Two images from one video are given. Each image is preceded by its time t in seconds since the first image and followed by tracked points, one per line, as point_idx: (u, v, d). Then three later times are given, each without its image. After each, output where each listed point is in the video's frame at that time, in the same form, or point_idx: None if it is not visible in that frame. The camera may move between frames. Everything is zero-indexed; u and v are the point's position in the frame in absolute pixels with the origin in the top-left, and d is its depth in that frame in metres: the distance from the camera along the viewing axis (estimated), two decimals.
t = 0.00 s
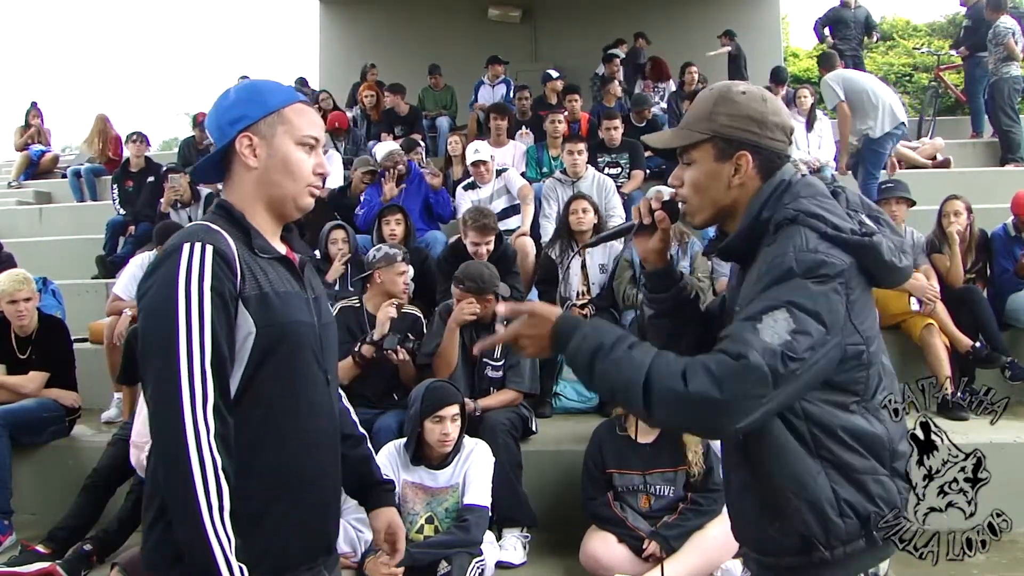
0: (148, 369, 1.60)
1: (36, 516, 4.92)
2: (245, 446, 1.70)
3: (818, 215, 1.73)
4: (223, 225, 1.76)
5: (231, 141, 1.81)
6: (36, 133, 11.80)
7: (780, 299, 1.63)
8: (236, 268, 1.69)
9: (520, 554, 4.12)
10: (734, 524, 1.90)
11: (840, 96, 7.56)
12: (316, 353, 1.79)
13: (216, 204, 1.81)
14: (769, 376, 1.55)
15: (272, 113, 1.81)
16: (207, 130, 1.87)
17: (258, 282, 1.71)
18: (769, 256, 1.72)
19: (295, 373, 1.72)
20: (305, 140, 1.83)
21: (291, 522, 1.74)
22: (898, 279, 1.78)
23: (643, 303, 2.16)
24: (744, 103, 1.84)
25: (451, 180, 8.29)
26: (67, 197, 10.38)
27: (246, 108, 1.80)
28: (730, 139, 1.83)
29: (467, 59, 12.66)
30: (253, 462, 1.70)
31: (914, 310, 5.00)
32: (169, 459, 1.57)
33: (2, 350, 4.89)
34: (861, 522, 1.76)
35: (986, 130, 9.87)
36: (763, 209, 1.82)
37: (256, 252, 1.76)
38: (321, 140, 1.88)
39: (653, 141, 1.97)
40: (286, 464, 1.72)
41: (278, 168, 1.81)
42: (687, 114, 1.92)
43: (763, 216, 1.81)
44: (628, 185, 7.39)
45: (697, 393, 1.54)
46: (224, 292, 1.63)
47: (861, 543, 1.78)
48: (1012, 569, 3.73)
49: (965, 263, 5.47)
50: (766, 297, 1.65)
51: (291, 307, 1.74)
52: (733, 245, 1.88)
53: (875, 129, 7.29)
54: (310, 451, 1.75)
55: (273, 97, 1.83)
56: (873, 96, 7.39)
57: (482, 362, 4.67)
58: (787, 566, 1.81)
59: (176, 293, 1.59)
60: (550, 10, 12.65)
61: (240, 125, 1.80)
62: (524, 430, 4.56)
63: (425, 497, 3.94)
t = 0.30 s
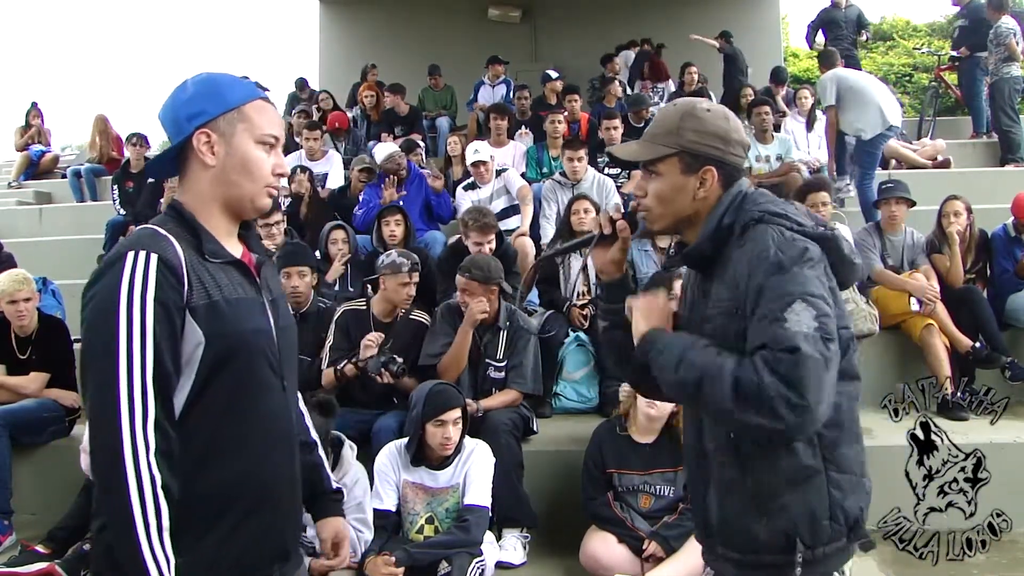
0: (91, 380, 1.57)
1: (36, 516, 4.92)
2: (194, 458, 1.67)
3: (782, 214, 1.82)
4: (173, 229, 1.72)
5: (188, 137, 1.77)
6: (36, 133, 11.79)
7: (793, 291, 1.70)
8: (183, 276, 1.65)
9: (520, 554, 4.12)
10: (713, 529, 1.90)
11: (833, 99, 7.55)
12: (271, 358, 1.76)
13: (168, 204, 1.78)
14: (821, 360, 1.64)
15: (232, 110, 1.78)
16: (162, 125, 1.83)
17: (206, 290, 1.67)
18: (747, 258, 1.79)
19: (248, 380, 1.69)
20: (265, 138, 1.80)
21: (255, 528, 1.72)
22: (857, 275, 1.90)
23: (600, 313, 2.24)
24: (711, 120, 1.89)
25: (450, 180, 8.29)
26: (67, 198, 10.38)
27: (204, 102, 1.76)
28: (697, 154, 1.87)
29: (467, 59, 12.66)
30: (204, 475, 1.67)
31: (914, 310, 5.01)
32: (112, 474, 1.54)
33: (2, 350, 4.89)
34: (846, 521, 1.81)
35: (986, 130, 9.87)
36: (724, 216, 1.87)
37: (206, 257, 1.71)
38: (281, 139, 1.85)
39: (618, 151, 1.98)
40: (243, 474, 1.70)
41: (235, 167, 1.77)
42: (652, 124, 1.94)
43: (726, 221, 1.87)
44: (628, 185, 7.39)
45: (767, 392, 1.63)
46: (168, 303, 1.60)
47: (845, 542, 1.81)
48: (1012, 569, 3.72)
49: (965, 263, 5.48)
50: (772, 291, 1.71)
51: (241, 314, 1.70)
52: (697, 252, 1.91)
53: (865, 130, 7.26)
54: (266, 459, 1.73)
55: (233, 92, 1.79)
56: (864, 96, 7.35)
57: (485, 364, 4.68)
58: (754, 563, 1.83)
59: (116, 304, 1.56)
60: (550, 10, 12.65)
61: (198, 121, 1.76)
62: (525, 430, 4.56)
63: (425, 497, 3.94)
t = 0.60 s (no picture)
0: (48, 386, 1.55)
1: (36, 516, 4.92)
2: (166, 465, 1.67)
3: (791, 206, 1.93)
4: (139, 229, 1.72)
5: (158, 136, 1.76)
6: (36, 133, 11.79)
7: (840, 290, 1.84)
8: (149, 283, 1.64)
9: (520, 554, 4.12)
10: (700, 510, 1.91)
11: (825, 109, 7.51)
12: (241, 362, 1.76)
13: (135, 204, 1.77)
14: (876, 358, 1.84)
15: (204, 110, 1.78)
16: (129, 122, 1.82)
17: (174, 295, 1.67)
18: (779, 247, 1.86)
19: (217, 384, 1.70)
20: (236, 140, 1.81)
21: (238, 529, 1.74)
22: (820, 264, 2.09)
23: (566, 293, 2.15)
24: (708, 107, 1.94)
25: (450, 181, 8.29)
26: (67, 198, 10.38)
27: (176, 102, 1.76)
28: (692, 138, 1.92)
29: (468, 59, 12.66)
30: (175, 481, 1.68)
31: (914, 310, 5.01)
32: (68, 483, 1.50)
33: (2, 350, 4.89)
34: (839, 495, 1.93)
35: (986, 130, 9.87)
36: (730, 202, 1.92)
37: (174, 260, 1.71)
38: (252, 141, 1.85)
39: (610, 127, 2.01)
40: (217, 479, 1.70)
41: (206, 168, 1.77)
42: (648, 106, 1.98)
43: (731, 208, 1.92)
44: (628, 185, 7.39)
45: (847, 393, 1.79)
46: (132, 310, 1.59)
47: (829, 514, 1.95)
48: (1012, 569, 3.73)
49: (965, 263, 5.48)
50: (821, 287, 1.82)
51: (209, 319, 1.70)
52: (706, 235, 1.92)
53: (861, 130, 7.21)
54: (240, 464, 1.74)
55: (204, 92, 1.79)
56: (856, 96, 7.29)
57: (484, 365, 4.66)
58: (755, 534, 1.87)
59: (79, 311, 1.55)
60: (550, 10, 12.65)
61: (168, 119, 1.76)
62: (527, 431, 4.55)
63: (426, 497, 3.94)
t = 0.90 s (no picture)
0: (71, 384, 1.60)
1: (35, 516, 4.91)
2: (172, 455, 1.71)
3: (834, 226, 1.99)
4: (127, 228, 1.74)
5: (146, 136, 1.76)
6: (36, 133, 11.79)
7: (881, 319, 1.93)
8: (147, 277, 1.68)
9: (520, 554, 4.11)
10: (726, 517, 1.90)
11: (822, 110, 7.48)
12: (236, 359, 1.79)
13: (122, 204, 1.77)
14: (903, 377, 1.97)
15: (191, 110, 1.78)
16: (115, 123, 1.81)
17: (171, 291, 1.71)
18: (834, 267, 1.90)
19: (213, 378, 1.74)
20: (224, 141, 1.81)
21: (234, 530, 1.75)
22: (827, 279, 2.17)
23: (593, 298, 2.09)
24: (742, 110, 1.92)
25: (450, 181, 8.30)
26: (67, 198, 10.37)
27: (163, 102, 1.76)
28: (727, 144, 1.90)
29: (467, 59, 12.65)
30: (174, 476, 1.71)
31: (914, 310, 5.01)
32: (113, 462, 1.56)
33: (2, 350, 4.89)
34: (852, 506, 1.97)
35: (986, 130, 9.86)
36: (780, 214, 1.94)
37: (165, 258, 1.73)
38: (240, 141, 1.85)
39: (642, 132, 1.99)
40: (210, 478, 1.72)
41: (194, 169, 1.77)
42: (678, 112, 1.97)
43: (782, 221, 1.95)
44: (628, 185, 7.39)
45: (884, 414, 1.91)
46: (137, 301, 1.64)
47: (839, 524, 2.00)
48: (1013, 569, 3.72)
49: (965, 263, 5.48)
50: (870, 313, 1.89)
51: (204, 316, 1.74)
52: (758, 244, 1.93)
53: (858, 131, 7.20)
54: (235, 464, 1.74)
55: (192, 93, 1.79)
56: (849, 96, 7.30)
57: (481, 365, 4.65)
58: (780, 541, 1.88)
59: (88, 307, 1.59)
60: (550, 10, 12.64)
61: (156, 120, 1.75)
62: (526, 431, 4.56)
63: (425, 497, 3.94)
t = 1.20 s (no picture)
0: (102, 380, 1.62)
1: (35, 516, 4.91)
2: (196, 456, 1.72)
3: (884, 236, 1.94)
4: (159, 226, 1.76)
5: (176, 137, 1.79)
6: (36, 133, 11.80)
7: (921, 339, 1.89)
8: (177, 273, 1.70)
9: (520, 554, 4.12)
10: (755, 523, 1.87)
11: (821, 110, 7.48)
12: (261, 358, 1.81)
13: (153, 202, 1.79)
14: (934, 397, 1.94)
15: (220, 111, 1.80)
16: (147, 123, 1.84)
17: (200, 289, 1.73)
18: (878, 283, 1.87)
19: (240, 377, 1.75)
20: (253, 141, 1.83)
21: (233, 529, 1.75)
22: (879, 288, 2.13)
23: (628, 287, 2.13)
24: (795, 102, 1.91)
25: (450, 181, 8.30)
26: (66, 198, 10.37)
27: (192, 103, 1.78)
28: (778, 136, 1.88)
29: (467, 59, 12.66)
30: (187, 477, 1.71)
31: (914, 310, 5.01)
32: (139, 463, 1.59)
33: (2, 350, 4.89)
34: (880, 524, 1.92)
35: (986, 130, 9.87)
36: (829, 220, 1.92)
37: (195, 256, 1.76)
38: (268, 142, 1.87)
39: (693, 123, 2.00)
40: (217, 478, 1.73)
41: (223, 169, 1.79)
42: (731, 103, 1.97)
43: (832, 225, 1.91)
44: (628, 185, 7.39)
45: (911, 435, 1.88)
46: (168, 297, 1.66)
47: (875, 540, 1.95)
48: (1013, 569, 3.72)
49: (965, 263, 5.48)
50: (909, 335, 1.85)
51: (233, 314, 1.76)
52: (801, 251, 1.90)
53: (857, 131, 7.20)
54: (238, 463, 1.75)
55: (221, 94, 1.82)
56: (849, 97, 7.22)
57: (478, 364, 4.65)
58: (808, 555, 1.84)
59: (118, 303, 1.61)
60: (550, 10, 12.65)
61: (185, 121, 1.78)
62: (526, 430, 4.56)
63: (425, 497, 3.94)
